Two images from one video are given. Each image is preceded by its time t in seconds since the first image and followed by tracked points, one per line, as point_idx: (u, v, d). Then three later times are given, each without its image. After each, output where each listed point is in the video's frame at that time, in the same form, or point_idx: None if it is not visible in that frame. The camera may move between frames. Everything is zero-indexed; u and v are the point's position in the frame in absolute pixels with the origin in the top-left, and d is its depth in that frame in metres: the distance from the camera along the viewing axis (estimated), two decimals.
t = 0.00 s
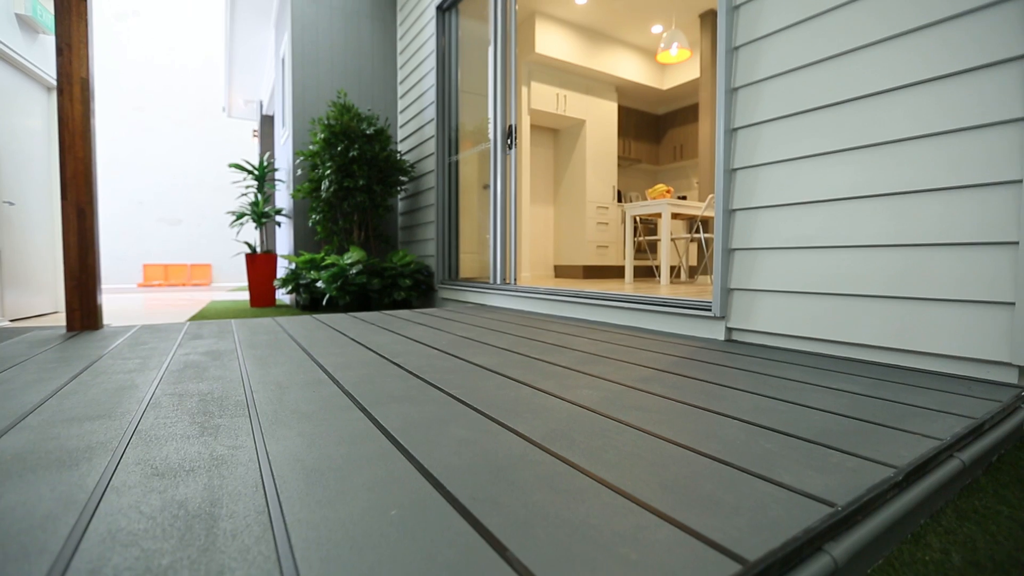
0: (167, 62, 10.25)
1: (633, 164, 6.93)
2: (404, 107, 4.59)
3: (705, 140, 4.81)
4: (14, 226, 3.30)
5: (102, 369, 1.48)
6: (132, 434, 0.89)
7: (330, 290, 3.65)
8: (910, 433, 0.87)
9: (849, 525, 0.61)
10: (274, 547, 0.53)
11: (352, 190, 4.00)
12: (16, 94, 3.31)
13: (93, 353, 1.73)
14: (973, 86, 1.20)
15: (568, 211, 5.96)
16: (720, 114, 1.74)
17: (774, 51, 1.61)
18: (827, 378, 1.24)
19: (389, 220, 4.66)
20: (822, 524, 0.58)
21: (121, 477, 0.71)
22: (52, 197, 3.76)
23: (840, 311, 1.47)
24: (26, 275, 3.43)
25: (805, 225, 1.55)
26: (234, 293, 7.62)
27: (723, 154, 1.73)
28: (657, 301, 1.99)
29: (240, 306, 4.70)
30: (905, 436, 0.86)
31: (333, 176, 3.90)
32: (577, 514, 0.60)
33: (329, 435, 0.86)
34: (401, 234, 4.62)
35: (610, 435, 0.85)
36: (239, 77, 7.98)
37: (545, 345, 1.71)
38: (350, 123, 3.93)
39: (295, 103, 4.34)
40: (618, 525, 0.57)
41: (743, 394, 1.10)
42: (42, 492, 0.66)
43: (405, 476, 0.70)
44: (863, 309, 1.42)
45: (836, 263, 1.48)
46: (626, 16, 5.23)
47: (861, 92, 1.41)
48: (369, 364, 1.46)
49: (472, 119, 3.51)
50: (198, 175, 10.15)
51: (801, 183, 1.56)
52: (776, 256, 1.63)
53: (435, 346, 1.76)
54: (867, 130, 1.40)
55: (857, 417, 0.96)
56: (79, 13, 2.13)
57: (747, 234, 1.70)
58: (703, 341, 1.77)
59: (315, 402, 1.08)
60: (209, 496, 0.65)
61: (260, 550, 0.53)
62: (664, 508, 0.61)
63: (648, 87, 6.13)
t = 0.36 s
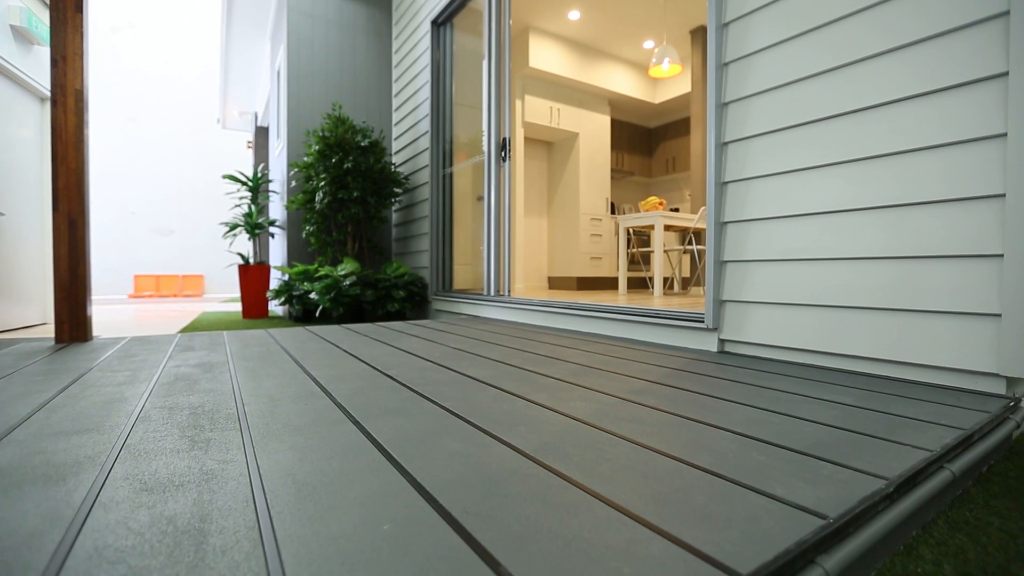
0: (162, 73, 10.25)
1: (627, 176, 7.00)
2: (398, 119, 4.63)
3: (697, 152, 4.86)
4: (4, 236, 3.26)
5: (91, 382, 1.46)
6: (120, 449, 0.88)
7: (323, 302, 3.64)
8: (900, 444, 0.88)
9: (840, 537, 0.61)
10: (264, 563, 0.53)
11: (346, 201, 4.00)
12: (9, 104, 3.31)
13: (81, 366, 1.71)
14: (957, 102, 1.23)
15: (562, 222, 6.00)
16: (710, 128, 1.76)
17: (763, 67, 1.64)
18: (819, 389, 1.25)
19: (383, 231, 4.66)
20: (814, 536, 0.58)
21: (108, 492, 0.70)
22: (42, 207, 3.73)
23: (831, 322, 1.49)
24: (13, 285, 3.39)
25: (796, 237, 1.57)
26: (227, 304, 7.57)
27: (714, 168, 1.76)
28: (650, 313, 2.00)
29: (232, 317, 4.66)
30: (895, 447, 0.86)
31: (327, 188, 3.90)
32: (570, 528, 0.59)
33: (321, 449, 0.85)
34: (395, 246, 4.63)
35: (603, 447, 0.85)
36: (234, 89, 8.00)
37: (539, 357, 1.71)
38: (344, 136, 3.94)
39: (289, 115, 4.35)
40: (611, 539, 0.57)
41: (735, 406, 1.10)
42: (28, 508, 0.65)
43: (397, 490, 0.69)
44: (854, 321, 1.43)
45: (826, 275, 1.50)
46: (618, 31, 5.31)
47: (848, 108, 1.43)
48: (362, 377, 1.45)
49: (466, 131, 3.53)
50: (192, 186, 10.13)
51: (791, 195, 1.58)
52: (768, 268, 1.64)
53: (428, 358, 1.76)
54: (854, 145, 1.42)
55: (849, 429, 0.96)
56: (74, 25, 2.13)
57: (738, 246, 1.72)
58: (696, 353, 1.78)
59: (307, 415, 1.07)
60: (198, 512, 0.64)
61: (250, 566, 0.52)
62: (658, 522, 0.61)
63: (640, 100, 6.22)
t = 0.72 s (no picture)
0: (156, 83, 10.23)
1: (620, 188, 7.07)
2: (393, 131, 4.66)
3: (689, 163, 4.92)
4: None
5: (80, 394, 1.44)
6: (109, 463, 0.87)
7: (316, 312, 3.62)
8: (890, 455, 0.88)
9: (832, 549, 0.61)
10: None
11: (340, 212, 4.01)
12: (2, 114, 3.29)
13: (70, 378, 1.69)
14: (941, 117, 1.26)
15: (556, 233, 6.02)
16: (702, 142, 1.79)
17: (753, 82, 1.67)
18: (810, 400, 1.26)
19: (377, 242, 4.66)
20: (806, 549, 0.59)
21: (96, 507, 0.69)
22: (33, 217, 3.71)
23: (822, 333, 1.50)
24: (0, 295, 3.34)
25: (786, 249, 1.58)
26: (219, 314, 7.52)
27: (705, 180, 1.78)
28: (644, 324, 2.00)
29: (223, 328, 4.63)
30: (887, 458, 0.87)
31: (321, 199, 3.90)
32: (563, 541, 0.59)
33: (312, 462, 0.85)
34: (389, 257, 4.63)
35: (597, 459, 0.85)
36: (229, 99, 8.00)
37: (532, 368, 1.71)
38: (339, 146, 3.95)
39: (284, 125, 4.36)
40: (604, 552, 0.57)
41: (728, 417, 1.11)
42: (12, 524, 0.64)
43: (389, 504, 0.69)
44: (845, 332, 1.44)
45: (816, 287, 1.51)
46: (611, 45, 5.38)
47: (836, 122, 1.46)
48: (355, 389, 1.44)
49: (461, 143, 3.55)
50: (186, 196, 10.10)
51: (781, 208, 1.60)
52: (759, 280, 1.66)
53: (422, 370, 1.75)
54: (843, 159, 1.44)
55: (840, 440, 0.96)
56: (70, 36, 2.14)
57: (730, 258, 1.74)
58: (689, 364, 1.78)
59: (299, 427, 1.06)
60: (187, 527, 0.63)
61: None
62: (651, 535, 0.61)
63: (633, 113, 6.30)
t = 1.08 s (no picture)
0: (151, 92, 10.23)
1: (614, 198, 7.12)
2: (388, 141, 4.68)
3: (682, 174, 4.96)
4: None
5: (69, 405, 1.42)
6: (98, 476, 0.86)
7: (310, 322, 3.60)
8: (884, 465, 0.89)
9: (825, 559, 0.61)
10: None
11: (335, 222, 4.01)
12: None
13: (59, 389, 1.67)
14: (928, 131, 1.28)
15: (550, 243, 6.05)
16: (695, 153, 1.81)
17: (744, 95, 1.70)
18: (804, 410, 1.26)
19: (372, 252, 4.66)
20: (798, 559, 0.59)
21: (84, 521, 0.68)
22: (24, 226, 3.68)
23: (815, 344, 1.51)
24: None
25: (779, 260, 1.60)
26: (211, 324, 7.47)
27: (698, 192, 1.79)
28: (638, 334, 2.01)
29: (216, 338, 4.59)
30: (880, 468, 0.87)
31: (316, 209, 3.91)
32: (557, 553, 0.59)
33: (305, 474, 0.84)
34: (383, 266, 4.63)
35: (590, 470, 0.85)
36: (224, 109, 8.02)
37: (527, 379, 1.71)
38: (334, 157, 3.95)
39: (280, 135, 4.37)
40: (598, 563, 0.57)
41: (722, 428, 1.11)
42: None
43: (383, 517, 0.68)
44: (837, 342, 1.46)
45: (809, 297, 1.52)
46: (605, 58, 5.45)
47: (826, 135, 1.48)
48: (349, 399, 1.44)
49: (456, 153, 3.57)
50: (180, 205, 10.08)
51: (773, 219, 1.61)
52: (752, 290, 1.67)
53: (416, 380, 1.74)
54: (833, 171, 1.46)
55: (833, 450, 0.97)
56: (65, 46, 2.14)
57: (723, 269, 1.75)
58: (683, 374, 1.79)
59: (292, 439, 1.05)
60: (177, 540, 0.63)
61: None
62: (644, 546, 0.61)
63: (626, 125, 6.36)
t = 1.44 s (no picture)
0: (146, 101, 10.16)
1: (608, 208, 7.17)
2: (383, 151, 4.70)
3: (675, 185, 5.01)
4: None
5: (57, 417, 1.40)
6: (86, 489, 0.85)
7: (304, 332, 3.58)
8: (876, 475, 0.89)
9: (818, 570, 0.62)
10: None
11: (329, 232, 4.01)
12: None
13: (47, 400, 1.65)
14: (914, 144, 1.30)
15: (545, 253, 6.07)
16: (687, 165, 1.83)
17: (735, 107, 1.72)
18: (797, 420, 1.26)
19: (366, 261, 4.66)
20: (791, 569, 0.59)
21: (71, 535, 0.67)
22: (15, 235, 3.65)
23: (807, 354, 1.52)
24: None
25: (771, 270, 1.61)
26: (204, 333, 7.43)
27: (691, 203, 1.81)
28: (632, 344, 2.02)
29: (208, 347, 4.56)
30: (872, 478, 0.88)
31: (310, 218, 3.90)
32: (551, 566, 0.59)
33: (297, 487, 0.83)
34: (377, 276, 4.63)
35: (584, 481, 0.85)
36: (219, 117, 8.02)
37: (521, 389, 1.71)
38: (329, 166, 3.96)
39: (274, 145, 4.37)
40: None
41: (715, 438, 1.11)
42: None
43: (375, 529, 0.68)
44: (829, 352, 1.47)
45: (800, 308, 1.54)
46: (599, 70, 5.51)
47: (815, 148, 1.50)
48: (342, 410, 1.43)
49: (450, 163, 3.59)
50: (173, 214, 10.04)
51: (764, 230, 1.63)
52: (744, 301, 1.68)
53: (409, 390, 1.74)
54: (823, 183, 1.48)
55: (826, 460, 0.97)
56: (60, 55, 2.14)
57: (716, 279, 1.76)
58: (677, 384, 1.79)
59: (284, 450, 1.04)
60: (166, 555, 0.62)
61: None
62: (638, 557, 0.61)
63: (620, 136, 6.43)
